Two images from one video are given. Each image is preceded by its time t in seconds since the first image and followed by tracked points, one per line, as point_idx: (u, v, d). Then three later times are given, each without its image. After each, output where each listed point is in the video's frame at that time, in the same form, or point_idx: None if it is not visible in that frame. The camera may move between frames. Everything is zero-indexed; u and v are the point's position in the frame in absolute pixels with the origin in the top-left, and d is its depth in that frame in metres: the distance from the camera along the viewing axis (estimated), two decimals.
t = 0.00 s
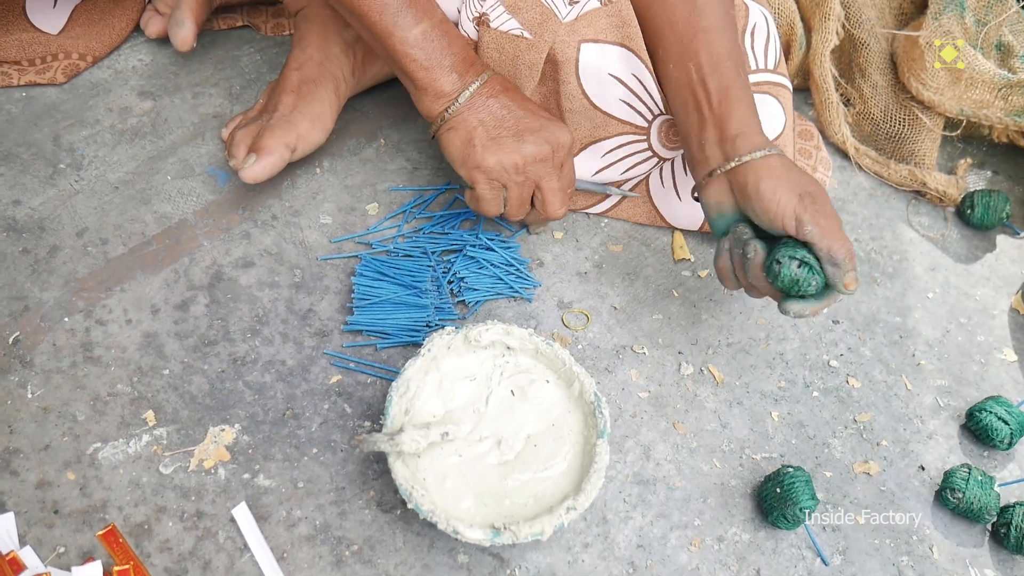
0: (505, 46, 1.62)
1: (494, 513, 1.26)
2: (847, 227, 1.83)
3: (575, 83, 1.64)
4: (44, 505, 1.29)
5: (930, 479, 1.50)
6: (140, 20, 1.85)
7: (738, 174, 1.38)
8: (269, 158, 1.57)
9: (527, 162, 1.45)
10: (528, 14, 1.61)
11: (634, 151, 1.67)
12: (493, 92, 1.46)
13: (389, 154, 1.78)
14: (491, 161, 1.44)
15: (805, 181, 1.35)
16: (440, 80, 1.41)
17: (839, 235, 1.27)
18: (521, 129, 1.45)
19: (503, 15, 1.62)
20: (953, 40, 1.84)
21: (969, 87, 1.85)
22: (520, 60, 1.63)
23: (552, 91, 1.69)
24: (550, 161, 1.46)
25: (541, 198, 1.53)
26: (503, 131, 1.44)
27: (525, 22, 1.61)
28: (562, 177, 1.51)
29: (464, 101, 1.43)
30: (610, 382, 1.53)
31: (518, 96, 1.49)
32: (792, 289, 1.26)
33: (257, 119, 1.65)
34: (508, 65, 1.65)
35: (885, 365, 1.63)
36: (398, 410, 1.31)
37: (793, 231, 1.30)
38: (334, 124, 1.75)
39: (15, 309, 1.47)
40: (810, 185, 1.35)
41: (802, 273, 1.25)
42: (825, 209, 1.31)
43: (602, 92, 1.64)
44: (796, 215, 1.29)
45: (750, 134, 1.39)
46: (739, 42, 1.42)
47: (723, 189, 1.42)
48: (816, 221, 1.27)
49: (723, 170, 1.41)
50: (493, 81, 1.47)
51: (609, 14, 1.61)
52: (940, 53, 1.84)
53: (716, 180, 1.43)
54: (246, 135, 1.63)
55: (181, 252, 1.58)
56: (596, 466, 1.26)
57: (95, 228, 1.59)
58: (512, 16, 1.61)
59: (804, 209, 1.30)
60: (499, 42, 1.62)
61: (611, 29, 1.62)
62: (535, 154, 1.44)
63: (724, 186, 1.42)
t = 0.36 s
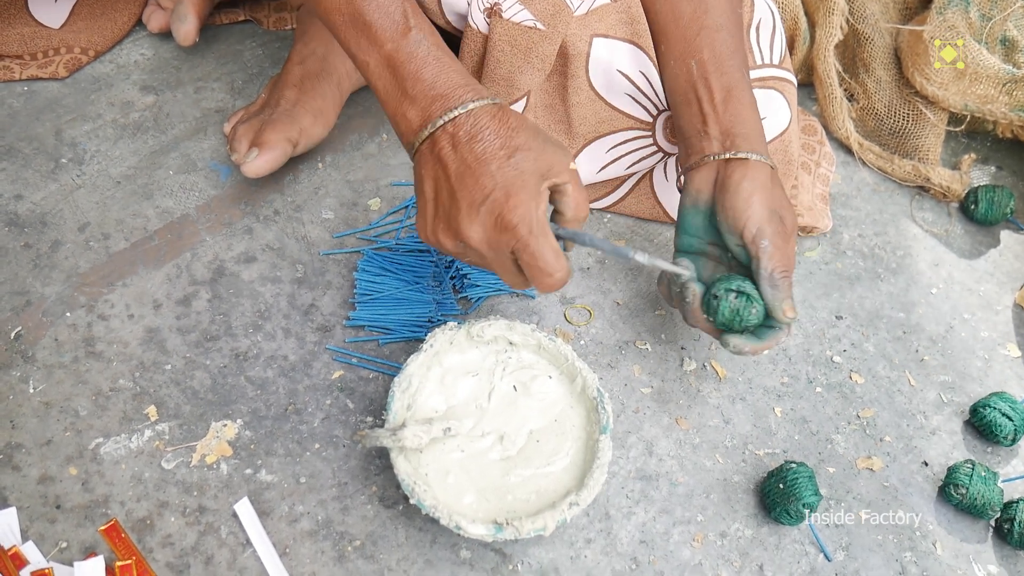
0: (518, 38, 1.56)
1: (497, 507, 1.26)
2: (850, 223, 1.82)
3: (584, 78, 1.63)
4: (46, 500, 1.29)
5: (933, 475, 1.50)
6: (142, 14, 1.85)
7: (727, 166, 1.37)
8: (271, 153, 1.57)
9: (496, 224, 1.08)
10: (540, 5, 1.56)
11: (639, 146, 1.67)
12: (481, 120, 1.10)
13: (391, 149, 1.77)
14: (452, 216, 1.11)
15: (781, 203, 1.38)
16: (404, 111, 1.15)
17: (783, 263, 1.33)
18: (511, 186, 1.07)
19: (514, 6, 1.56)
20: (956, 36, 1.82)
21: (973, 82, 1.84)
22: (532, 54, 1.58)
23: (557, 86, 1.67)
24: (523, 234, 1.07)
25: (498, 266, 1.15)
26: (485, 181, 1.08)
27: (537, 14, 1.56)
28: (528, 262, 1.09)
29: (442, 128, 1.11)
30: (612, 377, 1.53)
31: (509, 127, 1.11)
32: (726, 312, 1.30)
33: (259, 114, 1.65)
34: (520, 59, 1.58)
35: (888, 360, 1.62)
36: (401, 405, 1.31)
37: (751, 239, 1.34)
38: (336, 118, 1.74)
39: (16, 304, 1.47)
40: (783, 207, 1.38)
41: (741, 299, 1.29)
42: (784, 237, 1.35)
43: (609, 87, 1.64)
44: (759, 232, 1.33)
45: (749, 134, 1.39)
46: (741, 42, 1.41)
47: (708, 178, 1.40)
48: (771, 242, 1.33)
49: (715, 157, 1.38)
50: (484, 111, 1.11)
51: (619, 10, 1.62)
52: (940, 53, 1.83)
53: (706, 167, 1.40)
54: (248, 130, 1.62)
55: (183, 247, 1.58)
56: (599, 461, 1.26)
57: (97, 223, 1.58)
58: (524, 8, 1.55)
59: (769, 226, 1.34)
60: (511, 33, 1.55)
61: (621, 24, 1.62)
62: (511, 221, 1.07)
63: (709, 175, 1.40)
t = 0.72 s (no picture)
0: (513, 44, 1.60)
1: (497, 504, 1.27)
2: (848, 221, 1.82)
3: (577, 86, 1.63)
4: (47, 497, 1.30)
5: (931, 471, 1.51)
6: (142, 12, 1.85)
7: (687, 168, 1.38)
8: (271, 150, 1.58)
9: (498, 234, 0.97)
10: (536, 13, 1.60)
11: (632, 153, 1.67)
12: (488, 127, 1.01)
13: (391, 147, 1.77)
14: (449, 220, 1.00)
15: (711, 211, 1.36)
16: (404, 121, 1.06)
17: (684, 265, 1.29)
18: (516, 192, 0.97)
19: (510, 11, 1.60)
20: (956, 34, 1.83)
21: (971, 80, 1.84)
22: (527, 60, 1.62)
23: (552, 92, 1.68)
24: (530, 248, 0.97)
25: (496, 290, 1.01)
26: (489, 187, 0.97)
27: (533, 20, 1.59)
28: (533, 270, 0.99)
29: (444, 137, 1.02)
30: (611, 375, 1.53)
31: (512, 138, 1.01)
32: (619, 298, 1.29)
33: (259, 112, 1.65)
34: (515, 64, 1.62)
35: (886, 357, 1.63)
36: (400, 402, 1.32)
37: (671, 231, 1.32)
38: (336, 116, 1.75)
39: (16, 301, 1.47)
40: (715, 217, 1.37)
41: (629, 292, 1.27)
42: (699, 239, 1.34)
43: (601, 95, 1.64)
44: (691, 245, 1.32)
45: (720, 146, 1.39)
46: (727, 57, 1.40)
47: (667, 172, 1.40)
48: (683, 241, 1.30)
49: (678, 156, 1.40)
50: (491, 119, 1.02)
51: (615, 18, 1.63)
52: (940, 53, 1.83)
53: (668, 163, 1.40)
54: (248, 129, 1.62)
55: (183, 245, 1.58)
56: (598, 458, 1.27)
57: (97, 220, 1.59)
58: (520, 14, 1.59)
59: (691, 228, 1.32)
60: (507, 39, 1.59)
61: (616, 33, 1.63)
62: (515, 228, 0.96)
63: (669, 171, 1.40)
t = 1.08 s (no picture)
0: (514, 36, 1.66)
1: (496, 504, 1.27)
2: (847, 220, 1.82)
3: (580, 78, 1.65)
4: (46, 497, 1.30)
5: (930, 471, 1.51)
6: (141, 13, 1.85)
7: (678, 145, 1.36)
8: (271, 150, 1.58)
9: (547, 174, 1.04)
10: (537, 5, 1.67)
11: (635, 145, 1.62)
12: (522, 78, 1.09)
13: (390, 147, 1.77)
14: (497, 165, 1.05)
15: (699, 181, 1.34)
16: (436, 77, 1.12)
17: (660, 233, 1.36)
18: (559, 133, 1.04)
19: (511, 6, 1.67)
20: (955, 34, 1.83)
21: (970, 80, 1.84)
22: (528, 51, 1.66)
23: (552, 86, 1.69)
24: (579, 186, 1.04)
25: (544, 229, 1.09)
26: (533, 130, 1.04)
27: (534, 13, 1.66)
28: (581, 206, 1.06)
29: (480, 89, 1.09)
30: (610, 375, 1.53)
31: (548, 87, 1.09)
32: (593, 261, 1.34)
33: (259, 112, 1.65)
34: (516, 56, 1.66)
35: (885, 357, 1.63)
36: (400, 402, 1.31)
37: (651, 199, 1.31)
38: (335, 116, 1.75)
39: (16, 302, 1.47)
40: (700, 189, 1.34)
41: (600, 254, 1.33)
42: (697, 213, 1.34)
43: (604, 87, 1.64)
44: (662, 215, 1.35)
45: (713, 125, 1.38)
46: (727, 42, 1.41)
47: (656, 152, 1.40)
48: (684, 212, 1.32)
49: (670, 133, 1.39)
50: (523, 71, 1.10)
51: (615, 10, 1.66)
52: (939, 53, 1.83)
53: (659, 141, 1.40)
54: (248, 129, 1.62)
55: (182, 245, 1.58)
56: (597, 458, 1.27)
57: (97, 220, 1.59)
58: (521, 7, 1.67)
59: (670, 195, 1.30)
60: (508, 31, 1.66)
61: (616, 25, 1.66)
62: (564, 166, 1.03)
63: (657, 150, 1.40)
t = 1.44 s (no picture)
0: (514, 17, 1.40)
1: (493, 505, 1.26)
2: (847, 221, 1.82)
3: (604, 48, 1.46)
4: (42, 498, 1.29)
5: (930, 472, 1.50)
6: (138, 12, 1.84)
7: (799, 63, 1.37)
8: (267, 150, 1.57)
9: (521, 202, 1.12)
10: None
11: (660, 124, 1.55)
12: (507, 97, 1.14)
13: (388, 147, 1.77)
14: (478, 192, 1.15)
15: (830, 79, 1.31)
16: (427, 90, 1.20)
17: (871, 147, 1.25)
18: (534, 160, 1.11)
19: None
20: (955, 34, 1.80)
21: (970, 80, 1.83)
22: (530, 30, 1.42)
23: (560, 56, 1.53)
24: (549, 214, 1.11)
25: (524, 248, 1.18)
26: (510, 158, 1.12)
27: None
28: (555, 231, 1.12)
29: (464, 108, 1.15)
30: (608, 375, 1.53)
31: (532, 108, 1.15)
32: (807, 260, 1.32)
33: (255, 111, 1.65)
34: (517, 38, 1.43)
35: (884, 358, 1.62)
36: (396, 403, 1.31)
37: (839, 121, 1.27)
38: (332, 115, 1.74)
39: (12, 302, 1.47)
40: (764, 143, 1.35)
41: (828, 137, 1.29)
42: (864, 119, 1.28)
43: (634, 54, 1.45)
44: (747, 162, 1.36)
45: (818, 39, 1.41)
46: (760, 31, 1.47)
47: (781, 77, 1.37)
48: (861, 124, 1.26)
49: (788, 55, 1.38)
50: (508, 88, 1.15)
51: None
52: (940, 53, 1.80)
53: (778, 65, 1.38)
54: (245, 128, 1.62)
55: (179, 245, 1.57)
56: (595, 459, 1.26)
57: (93, 220, 1.58)
58: None
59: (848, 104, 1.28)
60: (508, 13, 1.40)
61: None
62: (536, 195, 1.10)
63: (783, 74, 1.37)
